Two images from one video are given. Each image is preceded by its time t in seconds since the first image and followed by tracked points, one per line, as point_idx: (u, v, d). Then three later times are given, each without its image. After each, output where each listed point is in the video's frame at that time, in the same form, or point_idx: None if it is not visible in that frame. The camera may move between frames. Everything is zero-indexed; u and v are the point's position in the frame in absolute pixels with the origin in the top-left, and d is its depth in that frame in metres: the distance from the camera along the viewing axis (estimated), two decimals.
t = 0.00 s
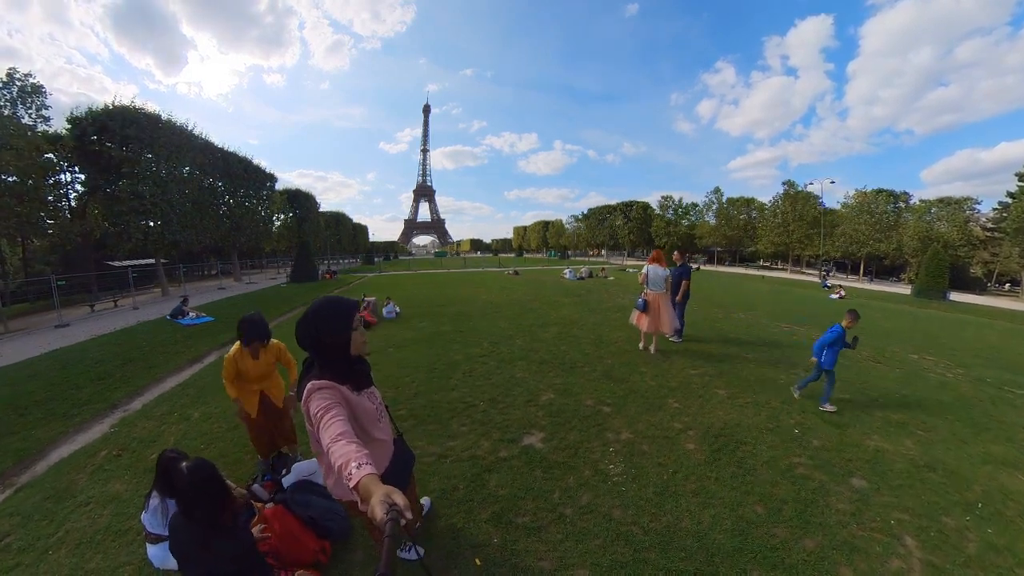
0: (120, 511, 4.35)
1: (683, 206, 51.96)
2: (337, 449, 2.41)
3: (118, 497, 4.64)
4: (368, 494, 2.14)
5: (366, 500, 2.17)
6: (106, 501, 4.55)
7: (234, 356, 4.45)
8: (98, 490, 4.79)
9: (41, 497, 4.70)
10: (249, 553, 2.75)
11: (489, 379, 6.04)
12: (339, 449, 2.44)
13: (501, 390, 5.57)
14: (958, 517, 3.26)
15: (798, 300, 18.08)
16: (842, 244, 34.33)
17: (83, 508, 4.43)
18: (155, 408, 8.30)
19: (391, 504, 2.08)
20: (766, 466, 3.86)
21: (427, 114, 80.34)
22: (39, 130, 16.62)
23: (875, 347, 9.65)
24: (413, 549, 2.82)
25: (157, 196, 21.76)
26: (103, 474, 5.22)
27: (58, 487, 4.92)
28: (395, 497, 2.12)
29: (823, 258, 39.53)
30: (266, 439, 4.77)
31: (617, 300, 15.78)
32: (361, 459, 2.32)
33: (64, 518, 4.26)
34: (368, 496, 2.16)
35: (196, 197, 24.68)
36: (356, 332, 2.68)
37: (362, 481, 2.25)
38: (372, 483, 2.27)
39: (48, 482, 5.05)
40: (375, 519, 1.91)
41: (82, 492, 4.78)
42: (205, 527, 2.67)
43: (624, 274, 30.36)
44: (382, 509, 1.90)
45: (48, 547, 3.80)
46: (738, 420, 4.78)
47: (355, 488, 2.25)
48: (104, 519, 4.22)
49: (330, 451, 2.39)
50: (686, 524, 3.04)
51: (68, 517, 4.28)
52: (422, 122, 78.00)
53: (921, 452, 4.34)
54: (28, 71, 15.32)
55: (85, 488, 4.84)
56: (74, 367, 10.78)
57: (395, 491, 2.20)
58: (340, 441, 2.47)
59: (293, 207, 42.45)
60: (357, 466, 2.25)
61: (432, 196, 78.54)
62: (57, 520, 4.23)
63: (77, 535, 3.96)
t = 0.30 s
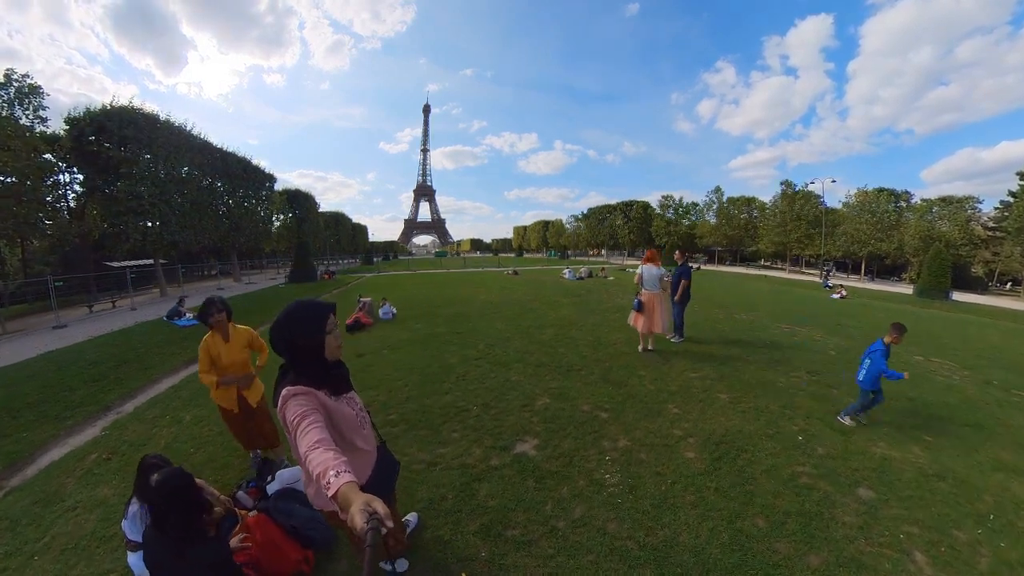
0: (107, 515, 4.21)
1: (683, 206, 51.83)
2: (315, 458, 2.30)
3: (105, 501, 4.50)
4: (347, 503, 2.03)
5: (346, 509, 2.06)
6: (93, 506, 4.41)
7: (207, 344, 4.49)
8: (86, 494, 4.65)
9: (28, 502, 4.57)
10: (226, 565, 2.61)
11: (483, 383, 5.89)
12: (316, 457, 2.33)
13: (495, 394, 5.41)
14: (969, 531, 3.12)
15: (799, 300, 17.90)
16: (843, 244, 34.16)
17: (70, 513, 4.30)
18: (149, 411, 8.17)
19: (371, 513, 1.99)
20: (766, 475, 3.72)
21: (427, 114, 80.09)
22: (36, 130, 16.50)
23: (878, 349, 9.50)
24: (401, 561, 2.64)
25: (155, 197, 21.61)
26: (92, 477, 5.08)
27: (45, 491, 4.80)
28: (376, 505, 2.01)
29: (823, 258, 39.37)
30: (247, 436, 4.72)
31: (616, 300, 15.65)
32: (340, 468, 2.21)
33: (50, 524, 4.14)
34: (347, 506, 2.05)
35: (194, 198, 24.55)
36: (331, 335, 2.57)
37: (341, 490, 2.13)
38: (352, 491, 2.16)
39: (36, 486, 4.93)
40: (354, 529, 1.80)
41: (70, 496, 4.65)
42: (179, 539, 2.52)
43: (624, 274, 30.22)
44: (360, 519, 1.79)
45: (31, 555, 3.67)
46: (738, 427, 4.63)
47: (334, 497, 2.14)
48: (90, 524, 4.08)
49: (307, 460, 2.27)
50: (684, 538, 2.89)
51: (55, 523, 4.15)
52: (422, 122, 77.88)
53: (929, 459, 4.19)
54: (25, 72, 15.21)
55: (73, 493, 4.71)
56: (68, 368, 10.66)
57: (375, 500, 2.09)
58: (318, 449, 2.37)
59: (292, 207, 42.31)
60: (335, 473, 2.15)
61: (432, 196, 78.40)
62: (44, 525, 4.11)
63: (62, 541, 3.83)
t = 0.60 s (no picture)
0: (94, 519, 4.06)
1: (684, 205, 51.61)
2: (287, 467, 2.17)
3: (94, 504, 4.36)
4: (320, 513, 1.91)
5: (320, 519, 1.94)
6: (80, 509, 4.27)
7: (183, 338, 4.39)
8: (73, 498, 4.51)
9: (13, 506, 4.43)
10: None
11: (477, 386, 5.71)
12: (289, 465, 2.18)
13: (489, 398, 5.25)
14: (984, 546, 2.96)
15: (800, 300, 17.73)
16: (844, 243, 33.98)
17: (56, 516, 4.16)
18: (141, 413, 8.02)
19: (347, 523, 1.88)
20: (769, 485, 3.57)
21: (427, 114, 79.90)
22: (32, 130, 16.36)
23: (881, 350, 9.35)
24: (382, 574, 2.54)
25: (154, 197, 21.44)
26: (80, 481, 4.94)
27: (31, 495, 4.66)
28: (352, 514, 1.90)
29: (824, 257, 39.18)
30: (225, 435, 4.64)
31: (616, 300, 15.49)
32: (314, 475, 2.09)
33: (36, 527, 4.00)
34: (319, 516, 1.92)
35: (193, 198, 24.38)
36: (301, 337, 2.43)
37: (314, 499, 2.01)
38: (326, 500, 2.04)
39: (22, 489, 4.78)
40: (329, 540, 1.68)
41: (56, 500, 4.51)
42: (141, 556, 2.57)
43: (624, 274, 30.02)
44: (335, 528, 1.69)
45: (13, 561, 3.53)
46: (740, 433, 4.47)
47: (308, 506, 2.01)
48: (75, 529, 3.94)
49: (279, 468, 2.14)
50: (681, 554, 2.74)
51: (41, 527, 4.01)
52: (422, 122, 77.67)
53: (937, 468, 4.05)
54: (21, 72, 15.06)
55: (59, 497, 4.57)
56: (62, 370, 10.50)
57: (352, 508, 1.97)
58: (291, 456, 2.23)
59: (291, 207, 42.17)
60: (309, 482, 2.03)
61: (432, 196, 78.20)
62: (29, 529, 3.97)
63: (47, 546, 3.69)
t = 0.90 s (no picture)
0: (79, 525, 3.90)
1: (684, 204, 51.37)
2: (262, 478, 1.99)
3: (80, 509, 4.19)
4: (300, 525, 1.75)
5: (299, 531, 1.78)
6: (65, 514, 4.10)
7: (169, 339, 4.17)
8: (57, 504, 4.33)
9: None
10: None
11: (471, 391, 5.54)
12: (263, 477, 2.00)
13: (482, 403, 5.08)
14: (1001, 563, 2.87)
15: (801, 300, 17.56)
16: (845, 242, 33.76)
17: (39, 522, 3.99)
18: (131, 416, 7.82)
19: (329, 533, 1.73)
20: (773, 498, 3.44)
21: (427, 114, 79.60)
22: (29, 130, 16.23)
23: (884, 351, 9.21)
24: None
25: (152, 197, 21.29)
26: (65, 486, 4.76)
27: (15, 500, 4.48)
28: (332, 523, 1.76)
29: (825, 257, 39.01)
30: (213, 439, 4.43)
31: (615, 301, 15.30)
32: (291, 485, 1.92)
33: (18, 533, 3.84)
34: (298, 527, 1.77)
35: (191, 198, 24.22)
36: (271, 342, 2.22)
37: (292, 510, 1.85)
38: (306, 509, 1.89)
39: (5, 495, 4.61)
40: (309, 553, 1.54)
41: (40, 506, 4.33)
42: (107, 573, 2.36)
43: (624, 274, 29.85)
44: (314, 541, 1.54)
45: None
46: (742, 441, 4.31)
47: (285, 519, 1.85)
48: (57, 536, 3.77)
49: (253, 480, 1.96)
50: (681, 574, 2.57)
51: (23, 532, 3.84)
52: (422, 122, 77.40)
53: (947, 480, 3.94)
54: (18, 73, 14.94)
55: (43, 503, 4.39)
56: (52, 372, 10.26)
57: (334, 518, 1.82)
58: (266, 467, 2.04)
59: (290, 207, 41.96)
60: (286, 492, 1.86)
61: (432, 196, 77.94)
62: (11, 535, 3.80)
63: (29, 553, 3.53)
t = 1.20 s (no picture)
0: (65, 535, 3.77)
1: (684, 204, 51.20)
2: (245, 490, 1.85)
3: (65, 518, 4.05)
4: (287, 536, 1.64)
5: (286, 542, 1.66)
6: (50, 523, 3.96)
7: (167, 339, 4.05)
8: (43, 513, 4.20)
9: None
10: None
11: (466, 395, 5.39)
12: (246, 490, 1.86)
13: (478, 409, 4.93)
14: None
15: (802, 301, 17.41)
16: (847, 242, 33.57)
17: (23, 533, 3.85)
18: (124, 419, 7.66)
19: (318, 543, 1.62)
20: (780, 511, 3.33)
21: (427, 114, 79.17)
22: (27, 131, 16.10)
23: (887, 353, 9.09)
24: None
25: (151, 197, 21.18)
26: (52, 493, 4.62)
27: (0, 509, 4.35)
28: (321, 532, 1.65)
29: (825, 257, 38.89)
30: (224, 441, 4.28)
31: (615, 301, 15.14)
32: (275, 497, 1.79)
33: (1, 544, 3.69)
34: (285, 539, 1.65)
35: (190, 198, 24.09)
36: (246, 348, 2.04)
37: (278, 521, 1.73)
38: (293, 520, 1.76)
39: None
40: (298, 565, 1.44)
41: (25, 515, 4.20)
42: None
43: (624, 274, 29.67)
44: (304, 550, 1.44)
45: None
46: (747, 450, 4.19)
47: (271, 532, 1.73)
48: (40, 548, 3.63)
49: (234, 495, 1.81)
50: None
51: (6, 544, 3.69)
52: (422, 121, 77.13)
53: (959, 492, 3.84)
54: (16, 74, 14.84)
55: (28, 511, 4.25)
56: (45, 374, 10.06)
57: (323, 526, 1.71)
58: (248, 480, 1.89)
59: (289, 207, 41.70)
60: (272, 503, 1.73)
61: (432, 196, 77.74)
62: None
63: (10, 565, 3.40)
